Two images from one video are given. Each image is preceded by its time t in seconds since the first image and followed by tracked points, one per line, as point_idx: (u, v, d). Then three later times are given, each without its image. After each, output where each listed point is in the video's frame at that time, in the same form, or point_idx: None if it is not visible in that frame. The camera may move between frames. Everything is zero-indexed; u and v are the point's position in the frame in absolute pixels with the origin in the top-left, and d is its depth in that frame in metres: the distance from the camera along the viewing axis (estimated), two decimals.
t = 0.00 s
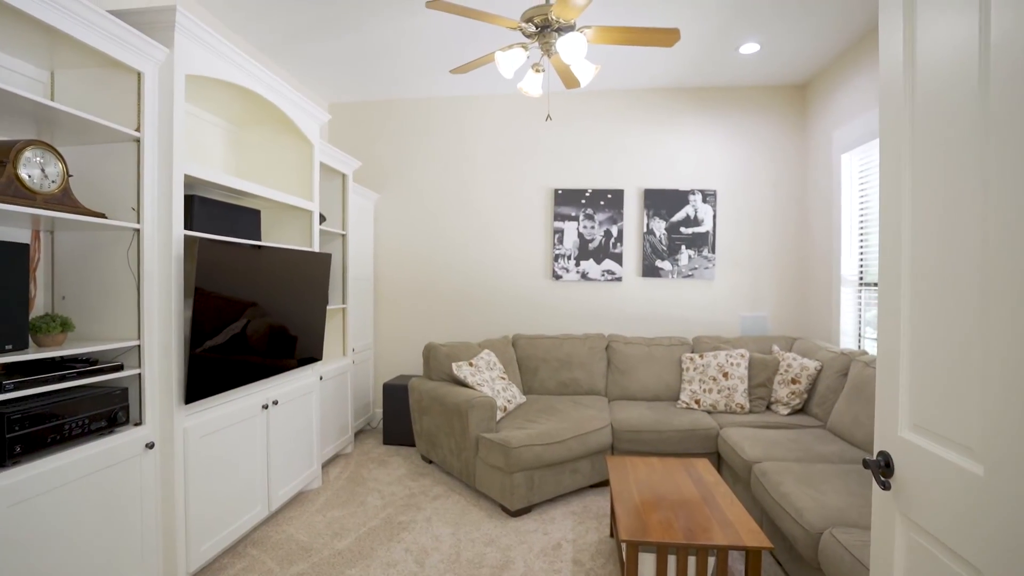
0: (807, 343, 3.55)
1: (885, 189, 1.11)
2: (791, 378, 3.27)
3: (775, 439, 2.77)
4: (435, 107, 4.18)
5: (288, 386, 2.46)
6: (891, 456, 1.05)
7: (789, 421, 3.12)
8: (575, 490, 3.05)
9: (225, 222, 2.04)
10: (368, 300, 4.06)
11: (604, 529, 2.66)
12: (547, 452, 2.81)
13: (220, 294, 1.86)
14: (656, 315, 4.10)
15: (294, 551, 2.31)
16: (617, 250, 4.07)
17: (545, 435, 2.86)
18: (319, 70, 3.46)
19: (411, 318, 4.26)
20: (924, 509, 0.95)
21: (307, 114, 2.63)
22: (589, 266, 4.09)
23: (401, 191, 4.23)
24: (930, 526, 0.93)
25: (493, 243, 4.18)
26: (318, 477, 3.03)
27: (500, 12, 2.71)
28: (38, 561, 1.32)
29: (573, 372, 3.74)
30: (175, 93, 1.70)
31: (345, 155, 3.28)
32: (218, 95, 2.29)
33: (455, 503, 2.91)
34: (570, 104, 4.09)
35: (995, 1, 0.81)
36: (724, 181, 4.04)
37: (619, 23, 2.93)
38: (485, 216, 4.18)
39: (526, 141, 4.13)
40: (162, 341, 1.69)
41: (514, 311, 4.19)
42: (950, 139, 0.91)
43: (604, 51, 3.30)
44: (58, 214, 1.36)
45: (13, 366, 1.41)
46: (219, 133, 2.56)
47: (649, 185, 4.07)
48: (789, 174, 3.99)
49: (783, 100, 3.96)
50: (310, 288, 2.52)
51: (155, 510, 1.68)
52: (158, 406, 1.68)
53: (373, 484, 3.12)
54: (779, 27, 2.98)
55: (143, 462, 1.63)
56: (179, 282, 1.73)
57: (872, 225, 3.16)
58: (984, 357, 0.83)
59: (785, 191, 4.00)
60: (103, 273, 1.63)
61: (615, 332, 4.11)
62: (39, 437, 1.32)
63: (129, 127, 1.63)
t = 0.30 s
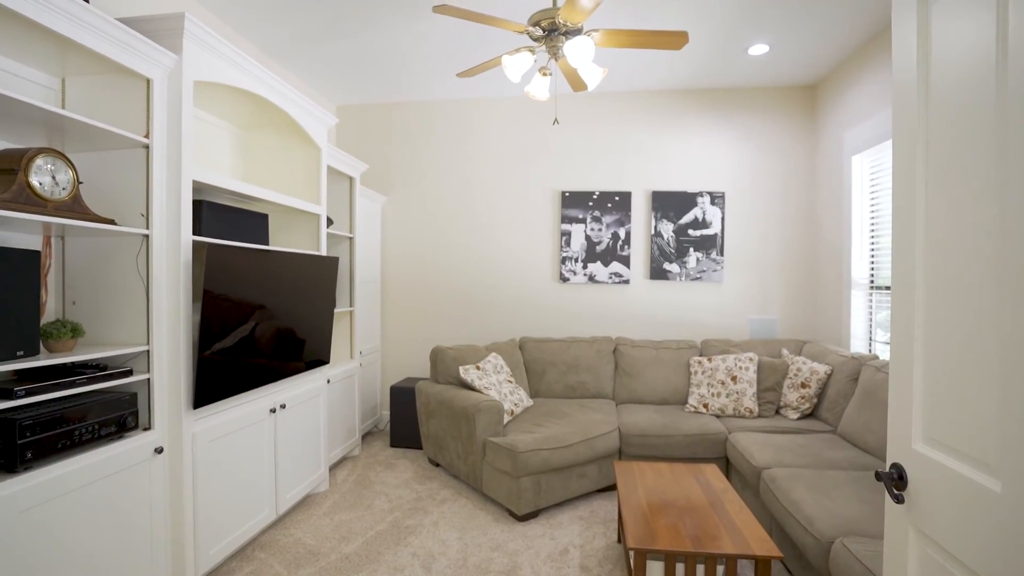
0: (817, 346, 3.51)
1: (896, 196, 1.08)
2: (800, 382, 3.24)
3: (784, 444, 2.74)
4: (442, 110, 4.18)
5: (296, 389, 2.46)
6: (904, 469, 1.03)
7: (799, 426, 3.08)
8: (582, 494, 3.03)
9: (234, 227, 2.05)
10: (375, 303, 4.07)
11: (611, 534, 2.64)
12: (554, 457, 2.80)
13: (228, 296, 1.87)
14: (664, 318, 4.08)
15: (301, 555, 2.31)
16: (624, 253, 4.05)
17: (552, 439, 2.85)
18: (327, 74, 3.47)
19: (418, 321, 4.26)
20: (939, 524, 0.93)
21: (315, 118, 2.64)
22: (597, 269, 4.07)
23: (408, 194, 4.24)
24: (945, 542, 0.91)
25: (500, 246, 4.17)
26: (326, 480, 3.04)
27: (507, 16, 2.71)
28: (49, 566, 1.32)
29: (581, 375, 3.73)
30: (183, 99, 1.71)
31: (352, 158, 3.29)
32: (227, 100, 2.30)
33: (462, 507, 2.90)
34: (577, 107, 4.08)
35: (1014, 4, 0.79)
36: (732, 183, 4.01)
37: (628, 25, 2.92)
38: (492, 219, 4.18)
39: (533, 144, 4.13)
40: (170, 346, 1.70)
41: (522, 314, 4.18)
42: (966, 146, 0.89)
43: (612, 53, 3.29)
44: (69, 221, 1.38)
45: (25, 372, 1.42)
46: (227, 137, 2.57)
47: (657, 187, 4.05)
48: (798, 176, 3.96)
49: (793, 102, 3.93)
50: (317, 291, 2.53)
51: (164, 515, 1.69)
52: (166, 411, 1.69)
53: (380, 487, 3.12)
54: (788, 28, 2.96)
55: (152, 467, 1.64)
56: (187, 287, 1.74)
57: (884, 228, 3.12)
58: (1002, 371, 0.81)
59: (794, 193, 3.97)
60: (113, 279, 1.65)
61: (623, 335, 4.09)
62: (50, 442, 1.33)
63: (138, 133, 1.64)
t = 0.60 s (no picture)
0: (827, 350, 3.47)
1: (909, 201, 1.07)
2: (810, 387, 3.20)
3: (794, 450, 2.71)
4: (449, 112, 4.18)
5: (302, 391, 2.47)
6: (917, 481, 1.01)
7: (808, 430, 3.05)
8: (589, 498, 3.02)
9: (241, 230, 2.06)
10: (382, 305, 4.07)
11: (618, 539, 2.62)
12: (561, 461, 2.79)
13: (236, 297, 1.88)
14: (672, 321, 4.05)
15: (308, 558, 2.31)
16: (632, 255, 4.03)
17: (558, 443, 2.84)
18: (334, 77, 3.49)
19: (425, 323, 4.27)
20: (953, 539, 0.91)
21: (322, 121, 2.65)
22: (604, 271, 4.06)
23: (415, 196, 4.25)
24: (960, 557, 0.89)
25: (507, 248, 4.17)
26: (333, 482, 3.05)
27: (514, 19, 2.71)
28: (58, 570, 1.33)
29: (588, 378, 3.71)
30: (191, 103, 1.72)
31: (359, 160, 3.29)
32: (235, 104, 2.31)
33: (468, 511, 2.90)
34: (584, 109, 4.06)
35: None
36: (741, 185, 3.98)
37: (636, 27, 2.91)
38: (499, 221, 4.17)
39: (540, 146, 4.12)
40: (178, 350, 1.71)
41: (528, 316, 4.17)
42: (982, 151, 0.87)
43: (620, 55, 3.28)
44: (78, 226, 1.39)
45: (35, 376, 1.44)
46: (235, 140, 2.59)
47: (665, 189, 4.02)
48: (807, 177, 3.92)
49: (803, 103, 3.90)
50: (325, 293, 2.54)
51: (171, 518, 1.70)
52: (174, 415, 1.70)
53: (386, 489, 3.12)
54: (799, 29, 2.93)
55: (159, 470, 1.65)
56: (195, 291, 1.75)
57: (896, 230, 3.08)
58: (1020, 383, 0.79)
59: (803, 195, 3.93)
60: (121, 283, 1.66)
61: (630, 337, 4.07)
62: (60, 446, 1.34)
63: (146, 138, 1.65)
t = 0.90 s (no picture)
0: (835, 353, 3.43)
1: (920, 207, 1.05)
2: (818, 390, 3.17)
3: (802, 455, 2.68)
4: (455, 114, 4.18)
5: (308, 394, 2.48)
6: (928, 492, 0.99)
7: (816, 435, 3.01)
8: (595, 502, 3.00)
9: (247, 233, 2.07)
10: (388, 307, 4.08)
11: (624, 544, 2.61)
12: (566, 465, 2.77)
13: (243, 299, 1.88)
14: (679, 324, 4.03)
15: (313, 561, 2.31)
16: (639, 257, 4.01)
17: (564, 446, 2.82)
18: (341, 79, 3.50)
19: (430, 325, 4.27)
20: (965, 553, 0.89)
21: (328, 123, 2.66)
22: (610, 273, 4.04)
23: (421, 198, 4.25)
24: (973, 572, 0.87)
25: (513, 250, 4.16)
26: (338, 485, 3.05)
27: (519, 21, 2.70)
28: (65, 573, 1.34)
29: (594, 381, 3.69)
30: (196, 107, 1.72)
31: (365, 162, 3.29)
32: (241, 108, 2.32)
33: (473, 514, 2.89)
34: (590, 110, 4.05)
35: None
36: (749, 186, 3.95)
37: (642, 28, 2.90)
38: (504, 223, 4.17)
39: (546, 147, 4.11)
40: (184, 353, 1.71)
41: (534, 319, 4.16)
42: (995, 156, 0.86)
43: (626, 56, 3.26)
44: (85, 231, 1.40)
45: (43, 380, 1.44)
46: (242, 144, 2.60)
47: (672, 191, 4.00)
48: (816, 179, 3.88)
49: (811, 103, 3.86)
50: (331, 296, 2.54)
51: (177, 522, 1.70)
52: (180, 418, 1.71)
53: (392, 492, 3.12)
54: (808, 29, 2.90)
55: (166, 474, 1.65)
56: (201, 294, 1.76)
57: (906, 232, 3.04)
58: None
59: (812, 196, 3.89)
60: (128, 287, 1.67)
61: (637, 340, 4.04)
62: (67, 450, 1.35)
63: (152, 143, 1.66)
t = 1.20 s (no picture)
0: (846, 357, 3.39)
1: (932, 211, 1.02)
2: (828, 394, 3.13)
3: (811, 460, 2.65)
4: (461, 116, 4.18)
5: (314, 397, 2.48)
6: (940, 503, 0.97)
7: (826, 439, 2.98)
8: (601, 506, 2.98)
9: (254, 237, 2.08)
10: (395, 309, 4.09)
11: (630, 549, 2.59)
12: (573, 468, 2.76)
13: (250, 301, 1.89)
14: (686, 326, 4.00)
15: (318, 564, 2.32)
16: (646, 259, 3.99)
17: (570, 450, 2.81)
18: (347, 82, 3.51)
19: (436, 326, 4.27)
20: (978, 566, 0.87)
21: (334, 126, 2.67)
22: (618, 275, 4.02)
23: (428, 200, 4.25)
24: None
25: (519, 251, 4.15)
26: (344, 487, 3.05)
27: (525, 23, 2.70)
28: None
29: (601, 384, 3.67)
30: (202, 112, 1.73)
31: (371, 164, 3.30)
32: (249, 112, 2.33)
33: (479, 517, 2.88)
34: (597, 112, 4.04)
35: None
36: (757, 188, 3.91)
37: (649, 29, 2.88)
38: (510, 225, 4.16)
39: (552, 149, 4.10)
40: (190, 357, 1.72)
41: (541, 321, 4.15)
42: (1009, 158, 0.84)
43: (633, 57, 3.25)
44: (92, 236, 1.41)
45: (51, 384, 1.46)
46: (249, 147, 2.61)
47: (679, 193, 3.97)
48: (826, 180, 3.84)
49: (821, 103, 3.82)
50: (337, 298, 2.54)
51: (184, 525, 1.71)
52: (186, 421, 1.72)
53: (398, 495, 3.11)
54: (817, 29, 2.87)
55: (172, 477, 1.66)
56: (207, 298, 1.76)
57: (917, 234, 3.00)
58: None
59: (821, 197, 3.85)
60: (135, 290, 1.68)
61: (644, 342, 4.02)
62: (74, 454, 1.36)
63: (159, 148, 1.67)
